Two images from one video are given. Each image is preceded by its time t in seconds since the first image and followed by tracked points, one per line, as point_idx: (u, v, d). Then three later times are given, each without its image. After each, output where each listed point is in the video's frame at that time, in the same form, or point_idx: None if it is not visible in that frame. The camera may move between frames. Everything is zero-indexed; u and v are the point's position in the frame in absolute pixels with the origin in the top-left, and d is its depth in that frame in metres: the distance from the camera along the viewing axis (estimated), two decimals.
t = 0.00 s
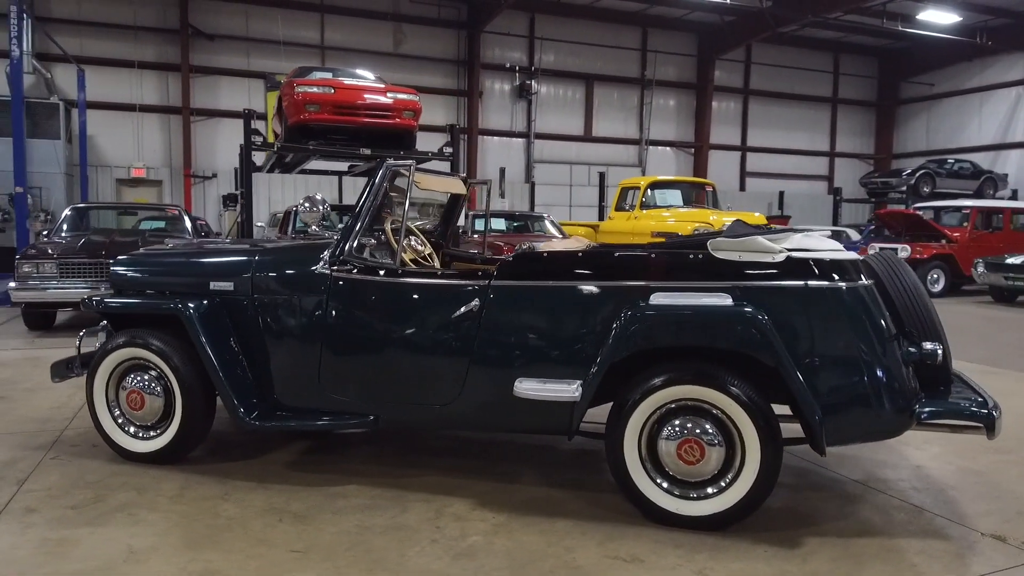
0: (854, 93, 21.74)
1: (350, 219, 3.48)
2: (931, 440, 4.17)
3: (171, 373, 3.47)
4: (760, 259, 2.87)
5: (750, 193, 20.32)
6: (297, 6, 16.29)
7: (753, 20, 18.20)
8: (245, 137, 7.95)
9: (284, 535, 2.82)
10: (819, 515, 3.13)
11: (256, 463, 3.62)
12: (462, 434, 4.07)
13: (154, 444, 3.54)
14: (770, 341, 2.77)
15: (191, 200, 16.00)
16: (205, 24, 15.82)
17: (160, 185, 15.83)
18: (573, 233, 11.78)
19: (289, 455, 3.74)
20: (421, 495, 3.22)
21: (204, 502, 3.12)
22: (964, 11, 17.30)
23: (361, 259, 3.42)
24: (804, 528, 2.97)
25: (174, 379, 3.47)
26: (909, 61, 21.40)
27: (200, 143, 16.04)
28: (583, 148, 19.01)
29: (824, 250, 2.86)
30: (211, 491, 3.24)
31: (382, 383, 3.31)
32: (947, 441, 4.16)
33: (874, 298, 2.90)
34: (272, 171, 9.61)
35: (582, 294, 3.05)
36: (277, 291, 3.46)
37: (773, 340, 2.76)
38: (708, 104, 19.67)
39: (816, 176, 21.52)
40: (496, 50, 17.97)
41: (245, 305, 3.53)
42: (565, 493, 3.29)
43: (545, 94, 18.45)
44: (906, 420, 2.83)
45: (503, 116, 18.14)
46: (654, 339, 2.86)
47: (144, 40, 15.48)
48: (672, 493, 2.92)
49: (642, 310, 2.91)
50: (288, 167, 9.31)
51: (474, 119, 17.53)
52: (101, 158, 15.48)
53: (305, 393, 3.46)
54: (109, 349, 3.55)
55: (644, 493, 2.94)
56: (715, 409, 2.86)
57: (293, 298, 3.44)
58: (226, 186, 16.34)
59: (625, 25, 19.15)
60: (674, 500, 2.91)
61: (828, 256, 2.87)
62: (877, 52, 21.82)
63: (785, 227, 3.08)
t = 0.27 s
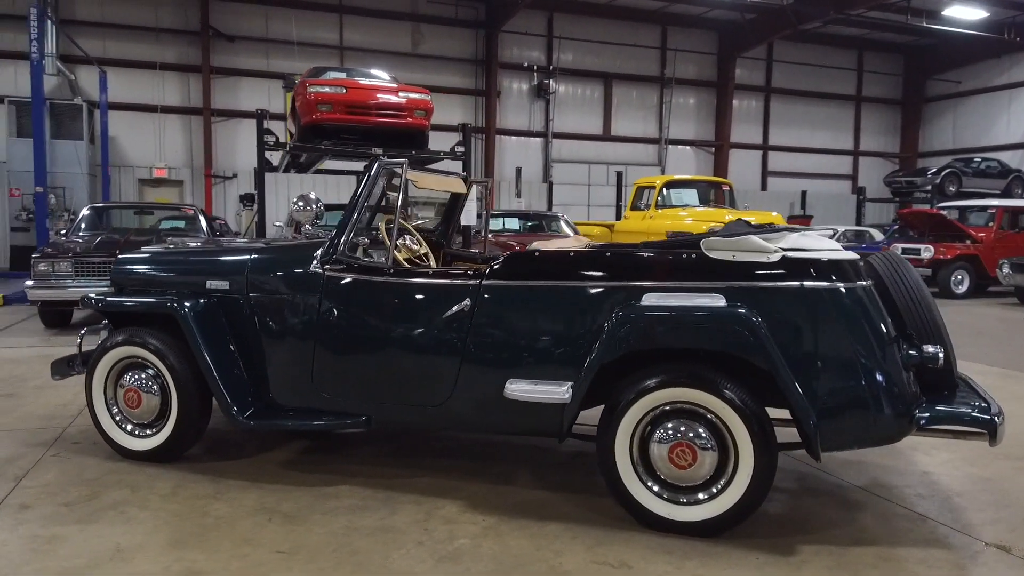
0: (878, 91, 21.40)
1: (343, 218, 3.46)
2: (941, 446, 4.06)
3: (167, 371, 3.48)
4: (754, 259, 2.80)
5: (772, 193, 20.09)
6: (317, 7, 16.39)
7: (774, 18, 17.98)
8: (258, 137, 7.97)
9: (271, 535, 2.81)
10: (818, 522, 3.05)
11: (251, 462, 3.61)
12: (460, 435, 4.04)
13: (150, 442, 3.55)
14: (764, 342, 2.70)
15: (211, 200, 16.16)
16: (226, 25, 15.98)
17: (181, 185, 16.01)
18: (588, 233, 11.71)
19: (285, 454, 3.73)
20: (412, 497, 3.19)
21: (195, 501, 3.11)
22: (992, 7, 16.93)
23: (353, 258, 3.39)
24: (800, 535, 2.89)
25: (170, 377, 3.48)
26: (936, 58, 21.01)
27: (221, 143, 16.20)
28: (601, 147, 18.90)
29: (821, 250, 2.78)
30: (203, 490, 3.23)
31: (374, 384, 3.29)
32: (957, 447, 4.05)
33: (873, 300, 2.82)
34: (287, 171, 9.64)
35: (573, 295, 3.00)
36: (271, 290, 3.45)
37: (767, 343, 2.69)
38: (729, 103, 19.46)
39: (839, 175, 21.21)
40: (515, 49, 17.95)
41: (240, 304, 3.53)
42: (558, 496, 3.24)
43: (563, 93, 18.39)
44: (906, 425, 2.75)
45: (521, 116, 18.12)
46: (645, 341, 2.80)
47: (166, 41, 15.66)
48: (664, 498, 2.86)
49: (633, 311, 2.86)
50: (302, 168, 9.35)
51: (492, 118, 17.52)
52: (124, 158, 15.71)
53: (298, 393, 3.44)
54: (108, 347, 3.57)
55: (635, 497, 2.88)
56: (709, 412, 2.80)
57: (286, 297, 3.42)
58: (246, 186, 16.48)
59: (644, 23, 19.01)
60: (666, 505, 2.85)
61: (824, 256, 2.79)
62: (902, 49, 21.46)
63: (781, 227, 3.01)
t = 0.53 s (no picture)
0: (908, 88, 20.98)
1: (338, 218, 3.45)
2: (955, 453, 3.95)
3: (167, 371, 3.50)
4: (752, 258, 2.73)
5: (798, 192, 19.79)
6: (340, 8, 16.49)
7: (801, 15, 17.70)
8: (274, 136, 7.99)
9: (261, 535, 2.81)
10: (820, 531, 2.97)
11: (251, 460, 3.62)
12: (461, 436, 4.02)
13: (150, 440, 3.57)
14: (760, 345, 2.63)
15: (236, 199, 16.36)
16: (251, 27, 16.16)
17: (207, 186, 16.24)
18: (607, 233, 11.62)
19: (285, 453, 3.73)
20: (406, 498, 3.17)
21: (190, 500, 3.13)
22: None
23: (350, 258, 3.38)
24: (799, 543, 2.81)
25: (169, 376, 3.50)
26: (968, 54, 20.54)
27: (246, 144, 16.39)
28: (624, 146, 18.77)
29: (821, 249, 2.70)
30: (200, 488, 3.25)
31: (369, 384, 3.27)
32: (971, 454, 3.93)
33: (876, 301, 2.74)
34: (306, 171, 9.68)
35: (567, 296, 2.96)
36: (270, 289, 3.46)
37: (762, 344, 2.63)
38: (754, 101, 19.19)
39: (868, 174, 20.82)
40: (537, 48, 17.92)
41: (240, 304, 3.54)
42: (554, 499, 3.20)
43: (586, 92, 18.30)
44: (908, 431, 2.66)
45: (543, 115, 18.08)
46: (638, 342, 2.74)
47: (192, 43, 15.88)
48: (657, 503, 2.81)
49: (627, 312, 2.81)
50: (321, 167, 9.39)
51: (514, 118, 17.49)
52: (151, 159, 15.97)
53: (296, 392, 3.44)
54: (109, 345, 3.60)
55: (628, 502, 2.83)
56: (704, 416, 2.74)
57: (285, 296, 3.43)
58: (270, 186, 16.65)
59: (668, 21, 18.84)
60: (660, 510, 2.79)
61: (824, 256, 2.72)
62: (934, 45, 21.01)
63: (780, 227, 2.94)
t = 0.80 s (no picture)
0: (931, 85, 20.65)
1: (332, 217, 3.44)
2: (963, 458, 3.86)
3: (165, 369, 3.51)
4: (744, 258, 2.68)
5: (817, 191, 19.57)
6: (357, 9, 16.56)
7: (820, 11, 17.48)
8: (285, 136, 8.02)
9: (249, 533, 2.81)
10: (815, 536, 2.91)
11: (247, 459, 3.64)
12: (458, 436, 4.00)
13: (147, 438, 3.60)
14: (751, 347, 2.59)
15: (252, 199, 16.51)
16: (269, 28, 16.28)
17: (225, 186, 16.41)
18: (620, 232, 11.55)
19: (282, 452, 3.74)
20: (398, 498, 3.16)
21: (184, 498, 3.14)
22: None
23: (342, 257, 3.37)
24: (792, 549, 2.76)
25: (166, 374, 3.52)
26: (994, 51, 20.16)
27: (263, 144, 16.52)
28: (640, 145, 18.67)
29: (814, 251, 2.65)
30: (194, 487, 3.26)
31: (361, 383, 3.26)
32: (979, 459, 3.85)
33: (872, 303, 2.69)
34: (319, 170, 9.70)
35: (557, 295, 2.93)
36: (265, 288, 3.47)
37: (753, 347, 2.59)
38: (773, 99, 18.98)
39: (889, 173, 20.54)
40: (553, 47, 17.88)
41: (236, 303, 3.55)
42: (547, 500, 3.17)
43: (601, 91, 18.23)
44: (902, 435, 2.61)
45: (559, 115, 18.05)
46: (628, 343, 2.71)
47: (210, 44, 16.03)
48: (647, 505, 2.77)
49: (616, 312, 2.78)
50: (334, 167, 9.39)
51: (529, 117, 17.47)
52: (170, 159, 16.16)
53: (291, 391, 3.45)
54: (109, 342, 3.63)
55: (618, 504, 2.80)
56: (695, 419, 2.70)
57: (280, 295, 3.43)
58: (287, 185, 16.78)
59: (685, 19, 18.71)
60: (650, 514, 2.76)
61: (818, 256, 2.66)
62: (958, 42, 20.65)
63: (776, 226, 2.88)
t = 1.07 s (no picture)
0: (957, 83, 20.28)
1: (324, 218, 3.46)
2: (966, 463, 3.78)
3: (161, 367, 3.55)
4: (727, 259, 2.64)
5: (839, 190, 19.32)
6: (375, 9, 16.64)
7: (842, 8, 17.22)
8: (297, 136, 8.07)
9: (234, 530, 2.84)
10: (804, 541, 2.87)
11: (242, 457, 3.67)
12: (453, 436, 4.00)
13: (144, 435, 3.65)
14: (733, 348, 2.57)
15: (271, 199, 16.67)
16: (288, 29, 16.43)
17: (245, 185, 16.60)
18: (634, 231, 11.49)
19: (276, 451, 3.77)
20: (385, 498, 3.17)
21: (175, 494, 3.18)
22: None
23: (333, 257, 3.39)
24: (777, 554, 2.72)
25: (162, 372, 3.56)
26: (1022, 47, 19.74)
27: (282, 144, 16.68)
28: (659, 144, 18.55)
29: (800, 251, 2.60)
30: (186, 484, 3.30)
31: (351, 382, 3.27)
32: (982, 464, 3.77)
33: (860, 304, 2.64)
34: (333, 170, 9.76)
35: (542, 295, 2.91)
36: (259, 287, 3.50)
37: (735, 348, 2.56)
38: (794, 97, 18.74)
39: (913, 172, 20.21)
40: (571, 46, 17.84)
41: (231, 302, 3.59)
42: (534, 501, 3.16)
43: (619, 90, 18.14)
44: (888, 440, 2.56)
45: (577, 114, 18.01)
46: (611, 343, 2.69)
47: (230, 45, 16.21)
48: (629, 506, 2.75)
49: (600, 313, 2.76)
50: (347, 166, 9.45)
51: (546, 117, 17.44)
52: (192, 159, 16.38)
53: (283, 390, 3.48)
54: (107, 341, 3.68)
55: (601, 506, 2.78)
56: (679, 421, 2.67)
57: (273, 294, 3.46)
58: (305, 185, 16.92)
59: (705, 17, 18.55)
60: (633, 517, 2.73)
61: (803, 257, 2.61)
62: (985, 38, 20.25)
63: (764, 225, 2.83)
